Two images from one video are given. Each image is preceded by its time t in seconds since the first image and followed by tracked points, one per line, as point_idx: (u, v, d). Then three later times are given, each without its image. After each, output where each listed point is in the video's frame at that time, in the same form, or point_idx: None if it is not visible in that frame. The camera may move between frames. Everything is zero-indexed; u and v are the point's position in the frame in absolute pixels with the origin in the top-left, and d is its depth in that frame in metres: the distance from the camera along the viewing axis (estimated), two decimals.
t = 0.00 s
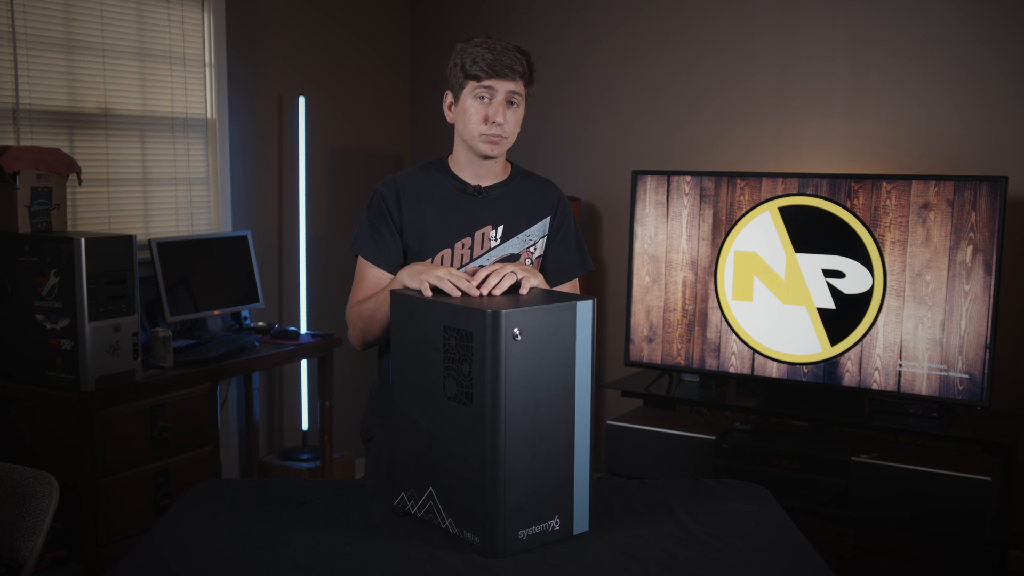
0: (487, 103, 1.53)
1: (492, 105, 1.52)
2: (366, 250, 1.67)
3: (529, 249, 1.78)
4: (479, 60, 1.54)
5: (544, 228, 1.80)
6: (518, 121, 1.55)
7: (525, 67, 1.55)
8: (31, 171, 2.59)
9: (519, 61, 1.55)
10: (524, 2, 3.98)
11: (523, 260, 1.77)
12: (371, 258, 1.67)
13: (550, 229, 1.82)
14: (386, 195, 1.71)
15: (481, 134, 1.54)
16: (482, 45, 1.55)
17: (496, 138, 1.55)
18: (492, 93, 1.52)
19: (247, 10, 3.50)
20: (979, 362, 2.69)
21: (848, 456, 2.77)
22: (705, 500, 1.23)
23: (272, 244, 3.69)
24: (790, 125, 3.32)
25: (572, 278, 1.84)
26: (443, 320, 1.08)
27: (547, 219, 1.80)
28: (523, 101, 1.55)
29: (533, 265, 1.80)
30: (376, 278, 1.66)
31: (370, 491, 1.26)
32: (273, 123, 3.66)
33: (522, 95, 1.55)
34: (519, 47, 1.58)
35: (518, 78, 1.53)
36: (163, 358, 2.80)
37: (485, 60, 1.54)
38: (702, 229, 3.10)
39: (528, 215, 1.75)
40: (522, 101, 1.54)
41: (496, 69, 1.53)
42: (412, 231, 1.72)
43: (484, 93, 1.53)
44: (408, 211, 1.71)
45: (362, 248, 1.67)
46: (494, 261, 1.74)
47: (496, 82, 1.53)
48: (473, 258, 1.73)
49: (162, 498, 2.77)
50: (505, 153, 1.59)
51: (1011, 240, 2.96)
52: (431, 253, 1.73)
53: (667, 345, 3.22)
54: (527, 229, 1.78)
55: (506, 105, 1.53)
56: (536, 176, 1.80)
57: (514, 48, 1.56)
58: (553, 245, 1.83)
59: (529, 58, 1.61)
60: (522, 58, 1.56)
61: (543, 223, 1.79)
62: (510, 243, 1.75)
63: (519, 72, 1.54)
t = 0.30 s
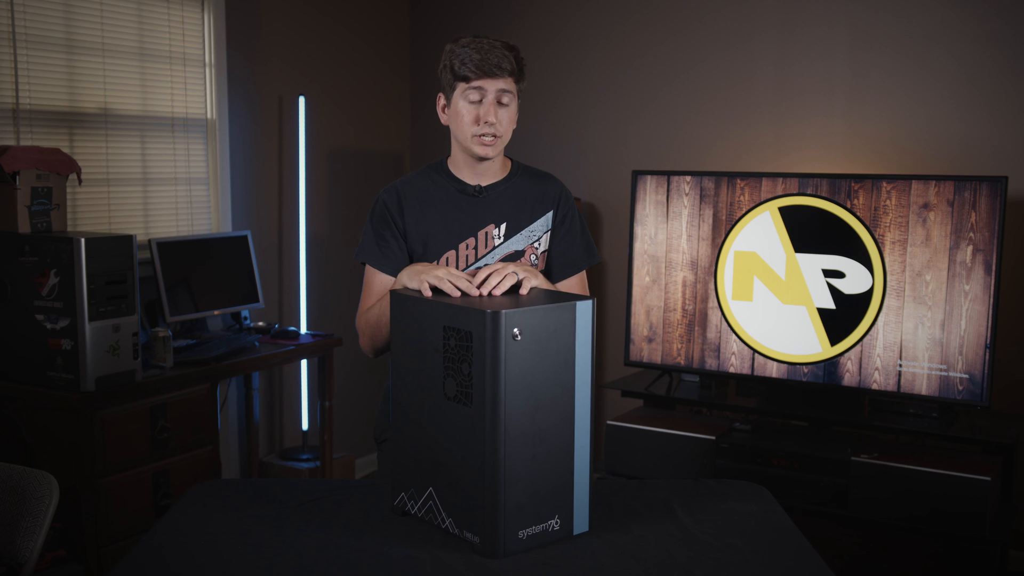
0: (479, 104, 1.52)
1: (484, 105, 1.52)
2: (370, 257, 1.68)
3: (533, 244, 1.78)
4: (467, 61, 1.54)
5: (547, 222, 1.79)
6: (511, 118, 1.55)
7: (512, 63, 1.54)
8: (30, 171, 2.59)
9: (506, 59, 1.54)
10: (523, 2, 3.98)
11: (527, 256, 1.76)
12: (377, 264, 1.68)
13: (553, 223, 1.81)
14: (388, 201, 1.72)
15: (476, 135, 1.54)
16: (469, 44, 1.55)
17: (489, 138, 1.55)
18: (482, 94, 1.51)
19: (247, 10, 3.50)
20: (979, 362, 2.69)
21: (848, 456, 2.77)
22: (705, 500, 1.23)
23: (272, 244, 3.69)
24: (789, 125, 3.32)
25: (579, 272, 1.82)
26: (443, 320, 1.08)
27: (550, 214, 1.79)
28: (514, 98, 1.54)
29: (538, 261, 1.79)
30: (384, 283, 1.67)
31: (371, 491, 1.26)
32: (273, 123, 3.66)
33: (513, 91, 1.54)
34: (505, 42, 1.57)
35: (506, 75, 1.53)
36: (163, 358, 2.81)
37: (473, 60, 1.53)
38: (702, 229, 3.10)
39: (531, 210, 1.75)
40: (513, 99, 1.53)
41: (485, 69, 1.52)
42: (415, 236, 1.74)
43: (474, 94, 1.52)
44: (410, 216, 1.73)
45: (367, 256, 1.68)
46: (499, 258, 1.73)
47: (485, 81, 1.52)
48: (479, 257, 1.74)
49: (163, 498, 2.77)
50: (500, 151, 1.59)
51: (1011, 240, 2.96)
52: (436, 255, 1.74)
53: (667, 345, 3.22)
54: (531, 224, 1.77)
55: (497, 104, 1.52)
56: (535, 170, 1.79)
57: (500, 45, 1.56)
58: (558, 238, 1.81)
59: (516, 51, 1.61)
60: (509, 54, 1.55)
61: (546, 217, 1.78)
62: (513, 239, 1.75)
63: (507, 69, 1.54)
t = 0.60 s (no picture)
0: (461, 114, 1.60)
1: (467, 116, 1.60)
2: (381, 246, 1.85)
3: (540, 235, 1.85)
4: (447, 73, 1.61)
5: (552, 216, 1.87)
6: (496, 121, 1.62)
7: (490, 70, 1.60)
8: (30, 171, 2.59)
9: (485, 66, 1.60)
10: (523, 2, 3.98)
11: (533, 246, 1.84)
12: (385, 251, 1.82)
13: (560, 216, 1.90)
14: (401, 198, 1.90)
15: (466, 143, 1.63)
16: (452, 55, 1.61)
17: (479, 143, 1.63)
18: (462, 104, 1.59)
19: (247, 10, 3.50)
20: (979, 362, 2.69)
21: (848, 456, 2.77)
22: (705, 499, 1.23)
23: (272, 244, 3.69)
24: (789, 125, 3.32)
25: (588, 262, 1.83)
26: (443, 319, 1.08)
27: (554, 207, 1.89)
28: (498, 102, 1.61)
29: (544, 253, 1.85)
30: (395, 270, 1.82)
31: (370, 491, 1.26)
32: (273, 123, 3.66)
33: (496, 95, 1.60)
34: (487, 45, 1.62)
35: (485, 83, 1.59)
36: (163, 358, 2.81)
37: (452, 71, 1.60)
38: (702, 229, 3.10)
39: (533, 203, 1.85)
40: (495, 104, 1.60)
41: (463, 79, 1.59)
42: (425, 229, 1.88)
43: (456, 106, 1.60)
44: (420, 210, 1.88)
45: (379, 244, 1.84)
46: (504, 250, 1.82)
47: (465, 93, 1.59)
48: (484, 247, 1.86)
49: (163, 498, 2.77)
50: (494, 153, 1.67)
51: (1011, 239, 2.96)
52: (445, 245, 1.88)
53: (667, 345, 3.22)
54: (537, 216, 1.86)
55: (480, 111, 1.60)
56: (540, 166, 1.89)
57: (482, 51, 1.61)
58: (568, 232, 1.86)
59: (500, 47, 1.64)
60: (488, 60, 1.61)
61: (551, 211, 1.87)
62: (519, 230, 1.86)
63: (484, 76, 1.60)
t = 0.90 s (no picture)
0: (467, 117, 1.53)
1: (473, 118, 1.53)
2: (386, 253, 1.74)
3: (545, 239, 1.79)
4: (453, 76, 1.57)
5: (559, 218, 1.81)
6: (503, 124, 1.56)
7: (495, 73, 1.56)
8: (31, 171, 2.59)
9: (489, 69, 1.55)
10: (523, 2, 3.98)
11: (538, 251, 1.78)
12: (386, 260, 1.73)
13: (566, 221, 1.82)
14: (405, 204, 1.79)
15: (473, 147, 1.57)
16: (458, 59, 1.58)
17: (485, 147, 1.57)
18: (468, 107, 1.52)
19: (247, 10, 3.50)
20: (979, 362, 2.69)
21: (848, 456, 2.77)
22: (705, 499, 1.23)
23: (272, 244, 3.69)
24: (789, 125, 3.33)
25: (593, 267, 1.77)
26: (443, 319, 1.08)
27: (562, 210, 1.81)
28: (504, 104, 1.54)
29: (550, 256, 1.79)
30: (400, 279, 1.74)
31: (370, 491, 1.26)
32: (273, 123, 3.66)
33: (502, 97, 1.54)
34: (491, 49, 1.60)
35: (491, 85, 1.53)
36: (163, 358, 2.81)
37: (458, 74, 1.56)
38: (702, 229, 3.10)
39: (541, 205, 1.78)
40: (501, 106, 1.53)
41: (469, 81, 1.54)
42: (431, 234, 1.78)
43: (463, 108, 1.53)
44: (425, 216, 1.77)
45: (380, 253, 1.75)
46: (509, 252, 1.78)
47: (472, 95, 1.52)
48: (490, 251, 1.79)
49: (163, 498, 2.77)
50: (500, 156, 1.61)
51: (1011, 239, 2.96)
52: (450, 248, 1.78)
53: (667, 345, 3.22)
54: (543, 219, 1.79)
55: (486, 114, 1.53)
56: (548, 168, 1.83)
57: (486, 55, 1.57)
58: (573, 233, 1.79)
59: (505, 51, 1.62)
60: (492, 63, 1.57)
61: (558, 213, 1.81)
62: (525, 234, 1.78)
63: (490, 78, 1.55)
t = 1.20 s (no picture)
0: (474, 111, 1.54)
1: (479, 111, 1.54)
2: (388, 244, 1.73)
3: (550, 240, 1.80)
4: (459, 70, 1.57)
5: (565, 220, 1.82)
6: (509, 117, 1.56)
7: (500, 65, 1.56)
8: (31, 171, 2.59)
9: (495, 61, 1.56)
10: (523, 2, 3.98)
11: (543, 251, 1.80)
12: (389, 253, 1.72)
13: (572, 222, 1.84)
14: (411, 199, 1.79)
15: (479, 142, 1.56)
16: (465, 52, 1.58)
17: (492, 141, 1.57)
18: (474, 101, 1.54)
19: (247, 10, 3.50)
20: (979, 362, 2.69)
21: (848, 456, 2.77)
22: (706, 499, 1.23)
23: (272, 244, 3.69)
24: (789, 124, 3.33)
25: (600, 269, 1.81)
26: (443, 319, 1.08)
27: (568, 211, 1.82)
28: (509, 97, 1.55)
29: (556, 257, 1.82)
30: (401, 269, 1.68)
31: (370, 491, 1.26)
32: (274, 123, 3.66)
33: (506, 91, 1.55)
34: (497, 42, 1.60)
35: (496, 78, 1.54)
36: (163, 358, 2.81)
37: (464, 67, 1.56)
38: (702, 229, 3.10)
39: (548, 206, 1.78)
40: (506, 99, 1.55)
41: (474, 74, 1.55)
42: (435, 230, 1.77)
43: (468, 102, 1.55)
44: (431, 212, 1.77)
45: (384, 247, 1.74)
46: (516, 252, 1.77)
47: (477, 88, 1.54)
48: (496, 251, 1.77)
49: (163, 499, 2.77)
50: (508, 151, 1.61)
51: (1011, 240, 2.96)
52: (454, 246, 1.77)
53: (667, 345, 3.22)
54: (548, 221, 1.80)
55: (492, 107, 1.54)
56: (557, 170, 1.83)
57: (492, 47, 1.58)
58: (580, 234, 1.84)
59: (510, 45, 1.61)
60: (498, 56, 1.57)
61: (564, 215, 1.82)
62: (531, 235, 1.78)
63: (496, 70, 1.55)
